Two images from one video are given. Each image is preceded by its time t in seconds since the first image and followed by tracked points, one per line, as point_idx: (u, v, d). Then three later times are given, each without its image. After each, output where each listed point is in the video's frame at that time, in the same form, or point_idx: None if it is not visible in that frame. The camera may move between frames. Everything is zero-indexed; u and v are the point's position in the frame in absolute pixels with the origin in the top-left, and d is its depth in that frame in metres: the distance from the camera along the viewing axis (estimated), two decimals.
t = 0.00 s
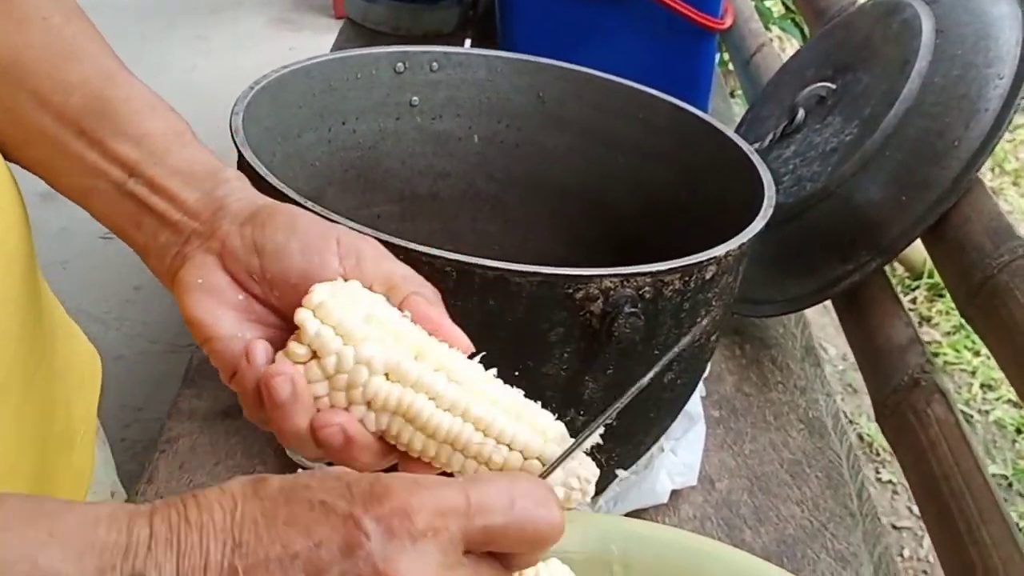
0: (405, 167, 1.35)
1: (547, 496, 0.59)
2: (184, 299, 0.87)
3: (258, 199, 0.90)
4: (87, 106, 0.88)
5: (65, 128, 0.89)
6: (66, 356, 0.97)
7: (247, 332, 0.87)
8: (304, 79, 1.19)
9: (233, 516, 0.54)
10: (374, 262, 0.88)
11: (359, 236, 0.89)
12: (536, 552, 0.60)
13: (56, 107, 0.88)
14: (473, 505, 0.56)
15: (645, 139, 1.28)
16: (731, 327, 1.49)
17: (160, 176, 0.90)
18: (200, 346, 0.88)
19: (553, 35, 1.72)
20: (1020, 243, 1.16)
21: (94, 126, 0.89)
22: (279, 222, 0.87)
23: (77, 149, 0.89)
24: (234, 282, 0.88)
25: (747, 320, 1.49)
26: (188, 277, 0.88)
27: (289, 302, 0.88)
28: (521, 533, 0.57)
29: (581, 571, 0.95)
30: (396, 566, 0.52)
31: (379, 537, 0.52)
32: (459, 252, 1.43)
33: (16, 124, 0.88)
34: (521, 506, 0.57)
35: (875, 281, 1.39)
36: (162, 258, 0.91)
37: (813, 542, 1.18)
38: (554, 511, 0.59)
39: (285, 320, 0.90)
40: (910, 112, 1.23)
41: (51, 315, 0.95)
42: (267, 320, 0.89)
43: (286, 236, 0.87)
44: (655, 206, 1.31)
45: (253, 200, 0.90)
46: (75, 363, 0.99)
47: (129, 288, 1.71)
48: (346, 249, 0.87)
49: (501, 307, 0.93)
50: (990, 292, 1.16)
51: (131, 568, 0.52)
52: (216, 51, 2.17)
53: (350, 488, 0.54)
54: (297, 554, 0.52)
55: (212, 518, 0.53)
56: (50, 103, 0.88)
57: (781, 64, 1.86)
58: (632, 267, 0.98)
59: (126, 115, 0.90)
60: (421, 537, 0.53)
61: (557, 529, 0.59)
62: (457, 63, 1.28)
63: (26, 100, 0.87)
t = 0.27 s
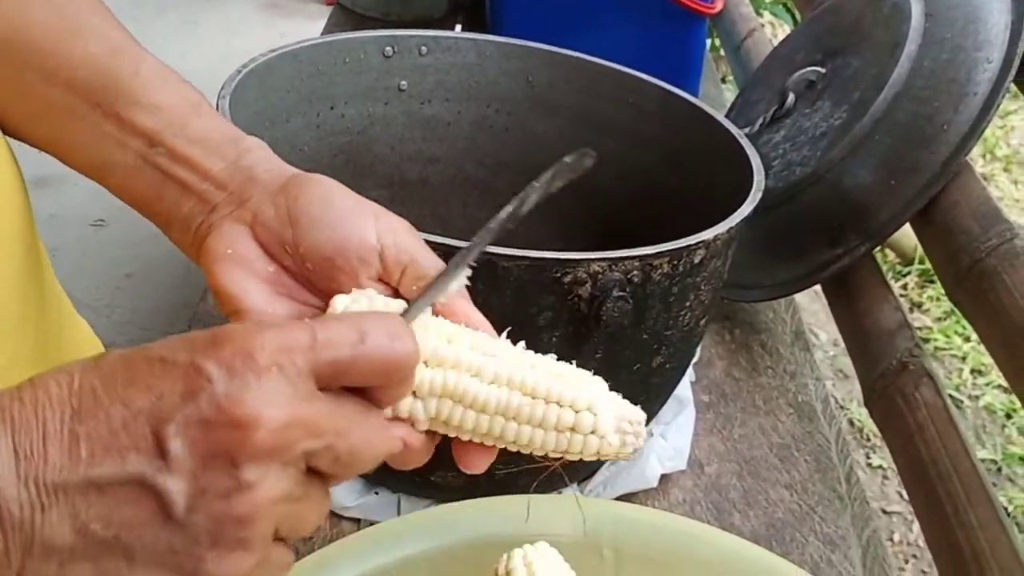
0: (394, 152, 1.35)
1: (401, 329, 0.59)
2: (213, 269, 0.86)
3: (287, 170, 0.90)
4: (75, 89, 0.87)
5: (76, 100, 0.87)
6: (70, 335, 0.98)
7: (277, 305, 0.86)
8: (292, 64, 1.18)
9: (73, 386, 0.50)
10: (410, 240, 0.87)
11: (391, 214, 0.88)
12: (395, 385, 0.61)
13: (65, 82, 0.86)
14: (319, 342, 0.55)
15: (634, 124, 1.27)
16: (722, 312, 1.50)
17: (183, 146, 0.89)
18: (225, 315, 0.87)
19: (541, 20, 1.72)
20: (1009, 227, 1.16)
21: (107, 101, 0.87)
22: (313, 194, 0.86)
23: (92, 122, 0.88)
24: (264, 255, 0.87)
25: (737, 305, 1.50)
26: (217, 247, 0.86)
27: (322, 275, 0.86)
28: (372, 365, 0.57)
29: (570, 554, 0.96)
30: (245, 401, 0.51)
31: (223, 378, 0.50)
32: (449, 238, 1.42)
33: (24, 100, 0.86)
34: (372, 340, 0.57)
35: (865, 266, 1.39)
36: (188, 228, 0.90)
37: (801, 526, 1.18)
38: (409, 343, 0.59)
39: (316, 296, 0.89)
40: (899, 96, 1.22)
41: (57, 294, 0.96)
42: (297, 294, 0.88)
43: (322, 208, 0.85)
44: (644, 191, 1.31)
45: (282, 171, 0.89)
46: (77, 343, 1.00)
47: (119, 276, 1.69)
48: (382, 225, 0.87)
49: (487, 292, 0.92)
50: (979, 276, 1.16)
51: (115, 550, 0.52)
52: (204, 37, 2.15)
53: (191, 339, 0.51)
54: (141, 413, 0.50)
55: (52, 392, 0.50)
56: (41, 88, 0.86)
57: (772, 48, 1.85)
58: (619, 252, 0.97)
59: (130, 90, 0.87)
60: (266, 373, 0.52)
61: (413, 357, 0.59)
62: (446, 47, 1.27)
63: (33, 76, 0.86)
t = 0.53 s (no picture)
0: (388, 147, 1.34)
1: (553, 449, 0.58)
2: (175, 289, 0.87)
3: (245, 182, 0.88)
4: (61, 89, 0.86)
5: (50, 107, 0.86)
6: (54, 336, 0.97)
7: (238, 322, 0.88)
8: (285, 59, 1.18)
9: (239, 483, 0.50)
10: (373, 251, 0.86)
11: (354, 221, 0.87)
12: (545, 508, 0.59)
13: (42, 87, 0.85)
14: (478, 459, 0.55)
15: (628, 119, 1.27)
16: (716, 307, 1.50)
17: (148, 158, 0.88)
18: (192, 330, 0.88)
19: (537, 12, 1.71)
20: (1003, 222, 1.16)
21: (81, 108, 0.87)
22: (270, 211, 0.85)
23: (65, 129, 0.88)
24: (225, 271, 0.88)
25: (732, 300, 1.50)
26: (178, 265, 0.87)
27: (283, 290, 0.87)
28: (526, 484, 0.56)
29: (564, 551, 0.95)
30: (406, 521, 0.51)
31: (387, 493, 0.50)
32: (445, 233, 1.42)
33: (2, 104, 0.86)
34: (526, 458, 0.56)
35: (859, 260, 1.39)
36: (153, 241, 0.90)
37: (795, 521, 1.18)
38: (561, 463, 0.58)
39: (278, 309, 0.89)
40: (894, 90, 1.22)
41: (38, 293, 0.94)
42: (261, 308, 0.89)
43: (279, 226, 0.85)
44: (639, 187, 1.31)
45: (239, 184, 0.87)
46: (62, 343, 0.98)
47: (115, 272, 1.68)
48: (344, 239, 0.86)
49: (483, 287, 0.92)
50: (973, 271, 1.16)
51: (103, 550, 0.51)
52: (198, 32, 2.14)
53: (354, 446, 0.52)
54: (304, 516, 0.49)
55: (219, 484, 0.50)
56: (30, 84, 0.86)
57: (766, 43, 1.85)
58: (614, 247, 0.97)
59: (109, 95, 0.87)
60: (428, 489, 0.52)
61: (563, 478, 0.58)
62: (441, 42, 1.27)
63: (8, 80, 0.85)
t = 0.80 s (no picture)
0: (386, 137, 1.34)
1: (378, 314, 0.62)
2: (214, 255, 0.85)
3: (287, 155, 0.89)
4: (67, 77, 0.87)
5: (81, 87, 0.87)
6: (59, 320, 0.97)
7: (280, 290, 0.86)
8: (283, 48, 1.17)
9: (53, 361, 0.54)
10: (411, 215, 0.87)
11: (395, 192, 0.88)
12: (371, 370, 0.64)
13: (64, 70, 0.87)
14: (302, 325, 0.59)
15: (626, 108, 1.27)
16: (715, 297, 1.50)
17: (183, 134, 0.89)
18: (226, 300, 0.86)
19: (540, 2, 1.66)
20: (1001, 211, 1.17)
21: (112, 88, 0.87)
22: (312, 177, 0.86)
23: (96, 109, 0.88)
24: (267, 239, 0.87)
25: (730, 290, 1.50)
26: (217, 233, 0.86)
27: (324, 257, 0.87)
28: (349, 350, 0.60)
29: (564, 538, 0.96)
30: (228, 383, 0.55)
31: (208, 358, 0.55)
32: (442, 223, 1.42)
33: (25, 85, 0.87)
34: (351, 324, 0.60)
35: (857, 250, 1.40)
36: (187, 216, 0.89)
37: (793, 509, 1.19)
38: (386, 329, 0.62)
39: (317, 279, 0.89)
40: (893, 79, 1.22)
41: (46, 277, 0.94)
42: (300, 277, 0.88)
43: (320, 193, 0.85)
44: (637, 176, 1.31)
45: (281, 155, 0.89)
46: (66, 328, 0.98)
47: (112, 263, 1.68)
48: (381, 204, 0.87)
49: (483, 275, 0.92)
50: (971, 260, 1.16)
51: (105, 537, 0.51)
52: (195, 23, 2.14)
53: (174, 319, 0.55)
54: (125, 389, 0.54)
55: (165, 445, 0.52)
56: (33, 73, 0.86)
57: (766, 33, 1.85)
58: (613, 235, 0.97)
59: (124, 79, 0.87)
60: (248, 353, 0.56)
61: (389, 345, 0.62)
62: (438, 32, 1.26)
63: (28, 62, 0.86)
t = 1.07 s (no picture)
0: (387, 136, 1.35)
1: (561, 473, 0.57)
2: (190, 275, 0.87)
3: (263, 176, 0.88)
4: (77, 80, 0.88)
5: (65, 98, 0.88)
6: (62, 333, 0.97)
7: (251, 312, 0.87)
8: (285, 47, 1.18)
9: (245, 487, 0.51)
10: (376, 258, 0.84)
11: (364, 226, 0.85)
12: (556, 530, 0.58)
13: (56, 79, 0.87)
14: (486, 476, 0.54)
15: (626, 107, 1.28)
16: (713, 295, 1.50)
17: (162, 151, 0.89)
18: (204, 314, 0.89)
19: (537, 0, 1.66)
20: (998, 209, 1.17)
21: (94, 101, 0.88)
22: (283, 209, 0.85)
23: (79, 122, 0.89)
24: (240, 262, 0.88)
25: (729, 288, 1.50)
26: (193, 253, 0.87)
27: (290, 287, 0.86)
28: (532, 509, 0.55)
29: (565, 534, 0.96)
30: (408, 528, 0.50)
31: (392, 502, 0.50)
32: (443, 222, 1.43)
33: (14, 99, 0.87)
34: (533, 482, 0.55)
35: (855, 248, 1.40)
36: (169, 231, 0.90)
37: (792, 506, 1.19)
38: (569, 489, 0.57)
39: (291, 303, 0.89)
40: (891, 78, 1.23)
41: (46, 288, 0.94)
42: (273, 298, 0.88)
43: (290, 225, 0.84)
44: (637, 175, 1.31)
45: (258, 178, 0.87)
46: (70, 341, 0.98)
47: (113, 262, 1.69)
48: (348, 243, 0.84)
49: (484, 273, 0.93)
50: (969, 257, 1.17)
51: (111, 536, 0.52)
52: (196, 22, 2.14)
53: (364, 456, 0.51)
54: (309, 522, 0.49)
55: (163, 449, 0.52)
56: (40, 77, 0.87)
57: (764, 32, 1.85)
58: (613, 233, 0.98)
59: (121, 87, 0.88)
60: (433, 501, 0.51)
61: (570, 505, 0.57)
62: (438, 31, 1.27)
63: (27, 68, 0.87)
